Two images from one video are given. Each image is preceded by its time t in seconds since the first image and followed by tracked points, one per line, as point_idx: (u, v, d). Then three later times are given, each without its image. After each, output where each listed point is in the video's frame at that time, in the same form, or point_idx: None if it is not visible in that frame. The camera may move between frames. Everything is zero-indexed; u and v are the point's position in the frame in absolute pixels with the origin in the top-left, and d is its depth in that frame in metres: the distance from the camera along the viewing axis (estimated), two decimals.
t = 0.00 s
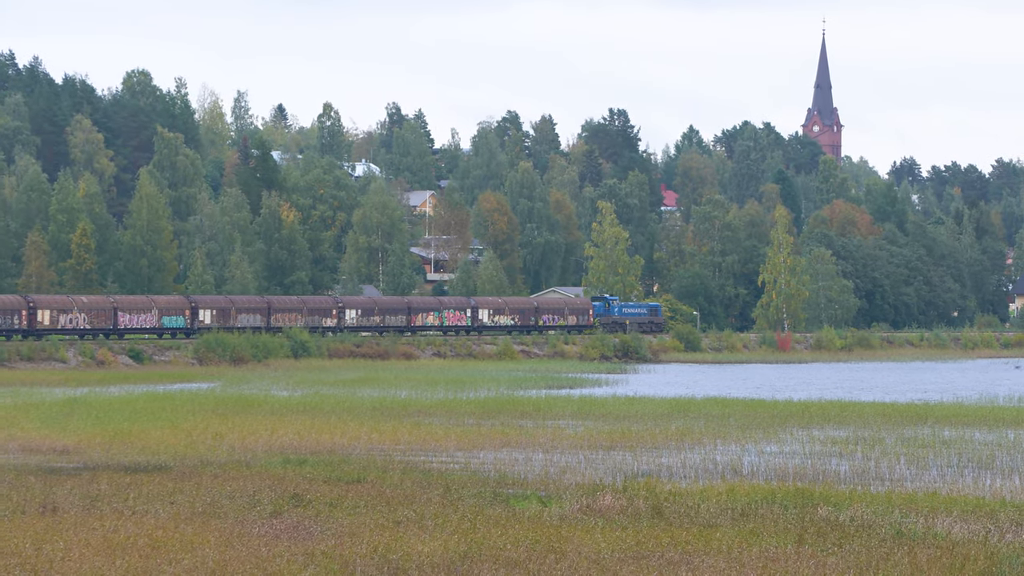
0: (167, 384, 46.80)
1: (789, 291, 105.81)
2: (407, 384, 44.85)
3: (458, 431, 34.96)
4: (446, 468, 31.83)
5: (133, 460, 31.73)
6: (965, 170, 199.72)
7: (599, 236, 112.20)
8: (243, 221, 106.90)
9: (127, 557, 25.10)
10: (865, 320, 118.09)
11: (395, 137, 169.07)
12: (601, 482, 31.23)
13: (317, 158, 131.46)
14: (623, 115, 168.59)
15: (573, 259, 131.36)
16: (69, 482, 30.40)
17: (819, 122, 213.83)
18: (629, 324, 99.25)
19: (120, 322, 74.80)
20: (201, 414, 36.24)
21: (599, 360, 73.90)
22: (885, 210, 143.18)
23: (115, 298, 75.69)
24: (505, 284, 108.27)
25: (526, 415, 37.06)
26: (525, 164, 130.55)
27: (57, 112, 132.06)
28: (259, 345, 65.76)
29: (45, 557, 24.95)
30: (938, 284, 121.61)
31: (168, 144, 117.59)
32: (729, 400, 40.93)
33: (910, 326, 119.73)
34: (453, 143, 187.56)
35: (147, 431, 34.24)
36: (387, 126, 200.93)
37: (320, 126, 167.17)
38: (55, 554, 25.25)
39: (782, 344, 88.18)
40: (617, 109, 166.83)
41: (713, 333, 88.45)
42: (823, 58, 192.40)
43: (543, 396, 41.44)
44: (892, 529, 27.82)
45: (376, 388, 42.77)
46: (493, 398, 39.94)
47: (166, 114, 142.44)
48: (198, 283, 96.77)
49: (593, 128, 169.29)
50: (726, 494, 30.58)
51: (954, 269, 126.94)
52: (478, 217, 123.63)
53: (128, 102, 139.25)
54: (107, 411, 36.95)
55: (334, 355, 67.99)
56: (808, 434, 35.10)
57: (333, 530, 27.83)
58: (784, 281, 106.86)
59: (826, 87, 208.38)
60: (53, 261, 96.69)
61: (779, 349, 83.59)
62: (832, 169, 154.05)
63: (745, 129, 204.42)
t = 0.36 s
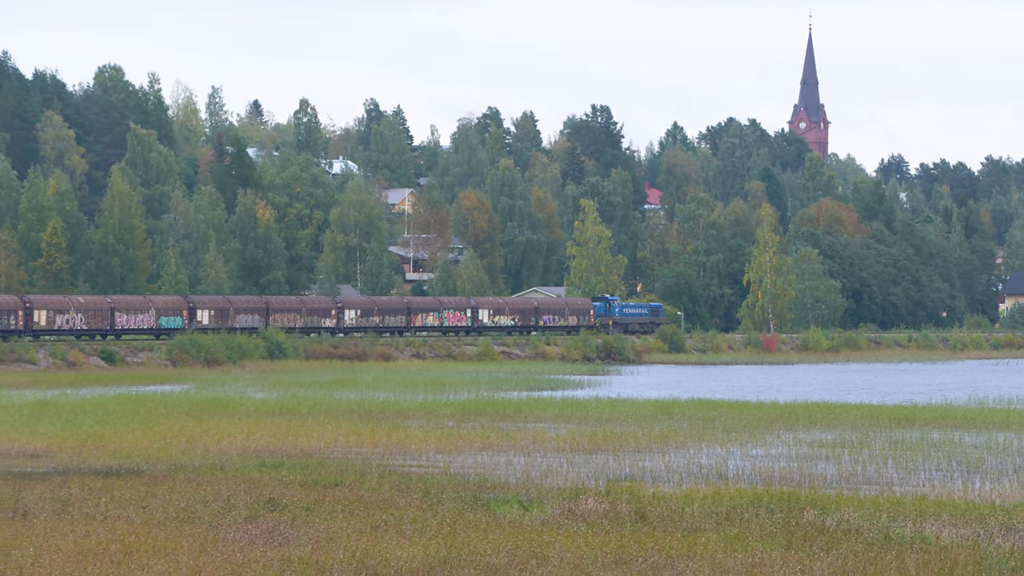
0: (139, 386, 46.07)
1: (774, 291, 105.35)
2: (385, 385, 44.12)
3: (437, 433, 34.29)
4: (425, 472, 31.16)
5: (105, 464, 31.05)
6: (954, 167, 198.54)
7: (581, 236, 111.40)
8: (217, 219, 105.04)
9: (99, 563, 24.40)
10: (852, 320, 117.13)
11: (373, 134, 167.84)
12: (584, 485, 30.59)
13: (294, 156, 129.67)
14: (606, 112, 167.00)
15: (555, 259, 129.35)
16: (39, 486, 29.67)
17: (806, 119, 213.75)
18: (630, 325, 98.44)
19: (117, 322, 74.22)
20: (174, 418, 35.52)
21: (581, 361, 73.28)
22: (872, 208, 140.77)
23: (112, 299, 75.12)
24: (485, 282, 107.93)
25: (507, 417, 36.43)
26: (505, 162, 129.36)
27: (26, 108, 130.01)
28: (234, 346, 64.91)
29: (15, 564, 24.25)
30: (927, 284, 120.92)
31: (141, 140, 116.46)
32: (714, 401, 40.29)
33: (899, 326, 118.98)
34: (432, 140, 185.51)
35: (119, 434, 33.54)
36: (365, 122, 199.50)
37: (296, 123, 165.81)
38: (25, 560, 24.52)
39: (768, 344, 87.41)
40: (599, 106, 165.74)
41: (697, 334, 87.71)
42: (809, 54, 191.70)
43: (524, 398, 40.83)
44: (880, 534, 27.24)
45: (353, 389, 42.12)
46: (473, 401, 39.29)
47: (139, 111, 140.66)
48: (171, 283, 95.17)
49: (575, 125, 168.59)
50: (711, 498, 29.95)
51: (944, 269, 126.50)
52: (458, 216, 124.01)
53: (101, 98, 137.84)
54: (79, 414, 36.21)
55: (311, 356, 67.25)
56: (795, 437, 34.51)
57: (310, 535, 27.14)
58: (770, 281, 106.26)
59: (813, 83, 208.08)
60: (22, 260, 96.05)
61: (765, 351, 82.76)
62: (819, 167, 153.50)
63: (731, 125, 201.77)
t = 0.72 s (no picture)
0: (111, 389, 45.21)
1: (760, 291, 103.86)
2: (363, 387, 43.38)
3: (415, 437, 33.69)
4: (403, 476, 30.56)
5: (76, 468, 30.33)
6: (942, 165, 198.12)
7: (563, 234, 110.16)
8: (191, 218, 101.19)
9: (68, 569, 23.64)
10: (839, 321, 116.69)
11: (350, 130, 164.92)
12: (566, 489, 30.00)
13: (269, 154, 127.58)
14: (587, 108, 165.03)
15: (536, 258, 128.56)
16: (8, 491, 28.92)
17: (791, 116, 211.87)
18: (630, 326, 97.89)
19: (114, 323, 73.14)
20: (147, 421, 34.82)
21: (565, 364, 72.05)
22: (859, 206, 139.93)
23: (108, 298, 73.90)
24: (465, 282, 104.86)
25: (487, 420, 35.82)
26: (486, 159, 126.83)
27: None
28: (209, 348, 63.33)
29: None
30: (915, 283, 120.17)
31: (112, 137, 116.10)
32: (698, 403, 39.70)
33: (886, 326, 118.38)
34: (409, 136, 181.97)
35: (91, 439, 32.80)
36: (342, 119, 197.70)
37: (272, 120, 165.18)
38: None
39: (753, 345, 86.70)
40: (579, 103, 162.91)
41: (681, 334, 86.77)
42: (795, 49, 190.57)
43: (504, 400, 40.19)
44: (867, 538, 26.65)
45: (330, 392, 41.40)
46: (453, 403, 38.66)
47: (110, 107, 139.56)
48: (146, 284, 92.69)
49: (557, 122, 166.04)
50: (695, 502, 29.36)
51: (932, 269, 125.42)
52: (437, 213, 121.39)
53: (70, 93, 135.51)
54: (48, 418, 35.40)
55: (288, 358, 65.72)
56: (781, 439, 33.92)
57: (286, 540, 26.45)
58: (755, 280, 104.68)
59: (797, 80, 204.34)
60: None
61: (749, 354, 81.91)
62: (804, 165, 152.35)
63: (716, 121, 201.19)
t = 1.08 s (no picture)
0: (80, 391, 44.44)
1: (743, 291, 99.02)
2: (337, 390, 42.58)
3: (391, 440, 33.06)
4: (379, 479, 29.94)
5: (45, 472, 29.64)
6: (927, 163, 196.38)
7: (542, 233, 107.54)
8: (162, 216, 97.79)
9: None
10: (824, 321, 112.40)
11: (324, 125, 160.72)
12: (545, 493, 29.40)
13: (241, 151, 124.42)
14: (567, 104, 160.40)
15: (515, 257, 124.46)
16: None
17: (774, 111, 202.38)
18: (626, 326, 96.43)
19: (108, 323, 71.80)
20: (116, 424, 34.12)
21: (543, 365, 70.41)
22: (842, 205, 136.75)
23: (103, 297, 72.57)
24: (442, 281, 101.93)
25: (464, 422, 35.20)
26: (463, 156, 123.12)
27: None
28: (180, 349, 61.42)
29: None
30: (900, 283, 115.72)
31: (82, 133, 112.18)
32: (679, 406, 39.07)
33: (871, 327, 114.00)
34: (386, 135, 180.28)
35: (60, 443, 32.08)
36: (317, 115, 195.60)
37: (245, 116, 162.91)
38: None
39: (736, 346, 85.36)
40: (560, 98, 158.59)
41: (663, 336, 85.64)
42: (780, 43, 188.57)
43: (481, 402, 39.53)
44: (851, 544, 26.02)
45: (305, 394, 40.68)
46: (431, 405, 38.00)
47: (80, 102, 137.35)
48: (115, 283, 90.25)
49: (536, 119, 160.95)
50: (676, 506, 28.76)
51: (918, 268, 121.14)
52: (414, 212, 117.20)
53: (37, 87, 131.82)
54: (14, 421, 34.61)
55: (261, 359, 63.63)
56: (765, 442, 33.36)
57: (258, 546, 25.78)
58: (737, 279, 100.11)
59: (781, 74, 198.69)
60: None
61: (733, 354, 80.60)
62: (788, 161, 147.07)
63: (700, 118, 197.43)
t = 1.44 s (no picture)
0: (49, 394, 43.87)
1: (728, 291, 97.57)
2: (313, 392, 41.85)
3: (369, 443, 32.42)
4: (356, 484, 29.31)
5: (13, 477, 28.92)
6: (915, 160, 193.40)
7: (523, 232, 105.06)
8: (133, 214, 96.68)
9: None
10: (810, 322, 110.62)
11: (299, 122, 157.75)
12: (526, 497, 28.77)
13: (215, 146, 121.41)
14: (548, 100, 159.71)
15: (495, 257, 120.92)
16: None
17: (760, 108, 199.90)
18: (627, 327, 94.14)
19: (104, 324, 70.24)
20: (86, 428, 33.37)
21: (524, 366, 68.88)
22: (830, 203, 134.50)
23: (98, 298, 70.99)
24: (421, 280, 100.23)
25: (443, 425, 34.56)
26: (442, 153, 120.62)
27: None
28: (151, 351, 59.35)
29: None
30: (888, 283, 114.16)
31: (51, 129, 109.46)
32: (663, 408, 38.42)
33: (858, 328, 112.27)
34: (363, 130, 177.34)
35: (29, 447, 31.29)
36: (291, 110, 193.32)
37: (218, 111, 155.44)
38: None
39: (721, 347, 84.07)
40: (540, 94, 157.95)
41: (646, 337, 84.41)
42: (767, 37, 186.85)
43: (460, 404, 38.91)
44: (840, 549, 25.37)
45: (280, 397, 40.01)
46: (409, 407, 37.34)
47: (49, 98, 135.44)
48: (85, 283, 88.15)
49: (517, 115, 160.68)
50: (659, 511, 28.15)
51: (906, 268, 120.06)
52: (392, 210, 115.50)
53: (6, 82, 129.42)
54: None
55: (236, 360, 61.61)
56: (750, 445, 32.74)
57: (232, 551, 25.05)
58: (722, 279, 98.59)
59: (766, 70, 195.65)
60: None
61: (718, 355, 79.01)
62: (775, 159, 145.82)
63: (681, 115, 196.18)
